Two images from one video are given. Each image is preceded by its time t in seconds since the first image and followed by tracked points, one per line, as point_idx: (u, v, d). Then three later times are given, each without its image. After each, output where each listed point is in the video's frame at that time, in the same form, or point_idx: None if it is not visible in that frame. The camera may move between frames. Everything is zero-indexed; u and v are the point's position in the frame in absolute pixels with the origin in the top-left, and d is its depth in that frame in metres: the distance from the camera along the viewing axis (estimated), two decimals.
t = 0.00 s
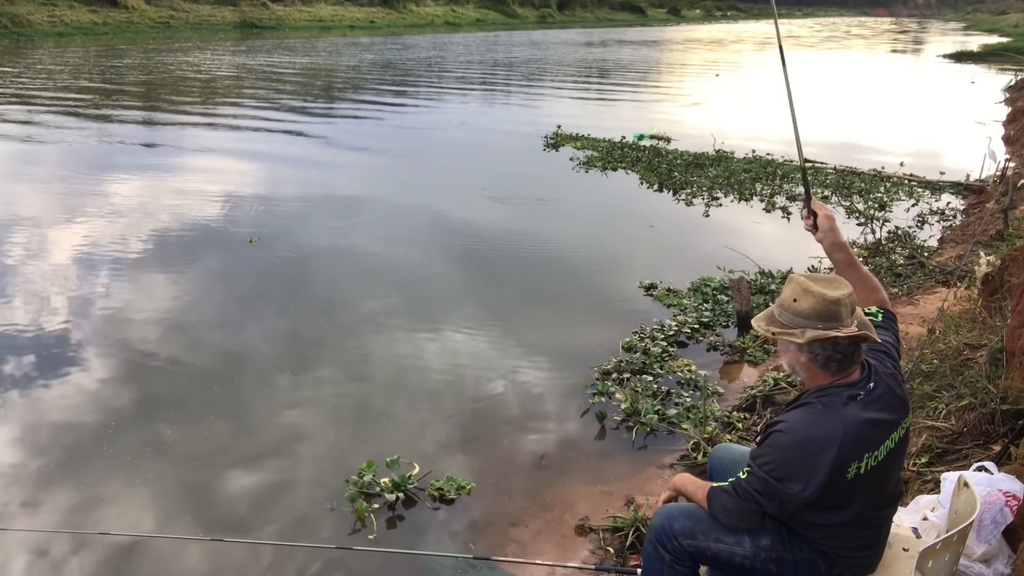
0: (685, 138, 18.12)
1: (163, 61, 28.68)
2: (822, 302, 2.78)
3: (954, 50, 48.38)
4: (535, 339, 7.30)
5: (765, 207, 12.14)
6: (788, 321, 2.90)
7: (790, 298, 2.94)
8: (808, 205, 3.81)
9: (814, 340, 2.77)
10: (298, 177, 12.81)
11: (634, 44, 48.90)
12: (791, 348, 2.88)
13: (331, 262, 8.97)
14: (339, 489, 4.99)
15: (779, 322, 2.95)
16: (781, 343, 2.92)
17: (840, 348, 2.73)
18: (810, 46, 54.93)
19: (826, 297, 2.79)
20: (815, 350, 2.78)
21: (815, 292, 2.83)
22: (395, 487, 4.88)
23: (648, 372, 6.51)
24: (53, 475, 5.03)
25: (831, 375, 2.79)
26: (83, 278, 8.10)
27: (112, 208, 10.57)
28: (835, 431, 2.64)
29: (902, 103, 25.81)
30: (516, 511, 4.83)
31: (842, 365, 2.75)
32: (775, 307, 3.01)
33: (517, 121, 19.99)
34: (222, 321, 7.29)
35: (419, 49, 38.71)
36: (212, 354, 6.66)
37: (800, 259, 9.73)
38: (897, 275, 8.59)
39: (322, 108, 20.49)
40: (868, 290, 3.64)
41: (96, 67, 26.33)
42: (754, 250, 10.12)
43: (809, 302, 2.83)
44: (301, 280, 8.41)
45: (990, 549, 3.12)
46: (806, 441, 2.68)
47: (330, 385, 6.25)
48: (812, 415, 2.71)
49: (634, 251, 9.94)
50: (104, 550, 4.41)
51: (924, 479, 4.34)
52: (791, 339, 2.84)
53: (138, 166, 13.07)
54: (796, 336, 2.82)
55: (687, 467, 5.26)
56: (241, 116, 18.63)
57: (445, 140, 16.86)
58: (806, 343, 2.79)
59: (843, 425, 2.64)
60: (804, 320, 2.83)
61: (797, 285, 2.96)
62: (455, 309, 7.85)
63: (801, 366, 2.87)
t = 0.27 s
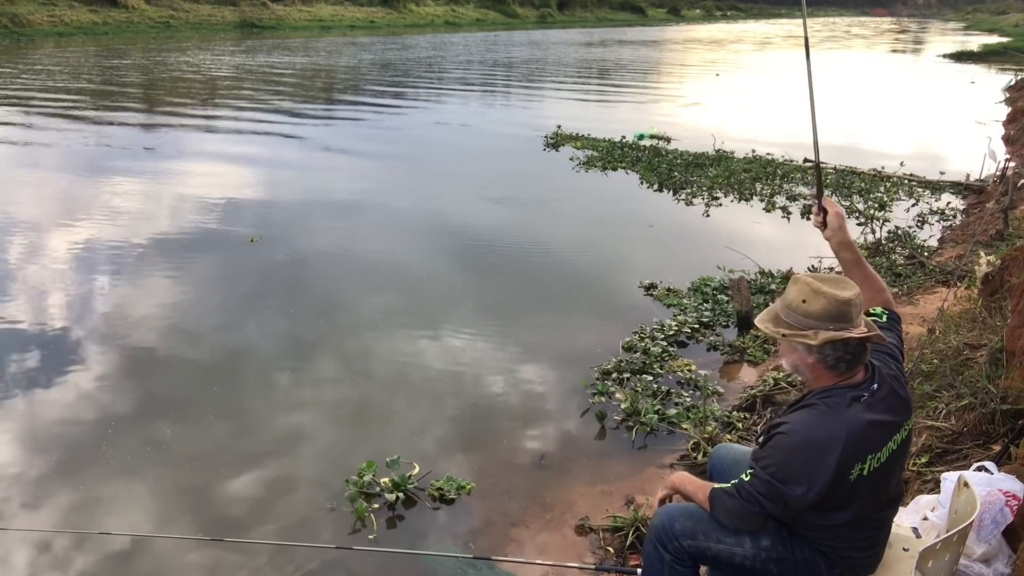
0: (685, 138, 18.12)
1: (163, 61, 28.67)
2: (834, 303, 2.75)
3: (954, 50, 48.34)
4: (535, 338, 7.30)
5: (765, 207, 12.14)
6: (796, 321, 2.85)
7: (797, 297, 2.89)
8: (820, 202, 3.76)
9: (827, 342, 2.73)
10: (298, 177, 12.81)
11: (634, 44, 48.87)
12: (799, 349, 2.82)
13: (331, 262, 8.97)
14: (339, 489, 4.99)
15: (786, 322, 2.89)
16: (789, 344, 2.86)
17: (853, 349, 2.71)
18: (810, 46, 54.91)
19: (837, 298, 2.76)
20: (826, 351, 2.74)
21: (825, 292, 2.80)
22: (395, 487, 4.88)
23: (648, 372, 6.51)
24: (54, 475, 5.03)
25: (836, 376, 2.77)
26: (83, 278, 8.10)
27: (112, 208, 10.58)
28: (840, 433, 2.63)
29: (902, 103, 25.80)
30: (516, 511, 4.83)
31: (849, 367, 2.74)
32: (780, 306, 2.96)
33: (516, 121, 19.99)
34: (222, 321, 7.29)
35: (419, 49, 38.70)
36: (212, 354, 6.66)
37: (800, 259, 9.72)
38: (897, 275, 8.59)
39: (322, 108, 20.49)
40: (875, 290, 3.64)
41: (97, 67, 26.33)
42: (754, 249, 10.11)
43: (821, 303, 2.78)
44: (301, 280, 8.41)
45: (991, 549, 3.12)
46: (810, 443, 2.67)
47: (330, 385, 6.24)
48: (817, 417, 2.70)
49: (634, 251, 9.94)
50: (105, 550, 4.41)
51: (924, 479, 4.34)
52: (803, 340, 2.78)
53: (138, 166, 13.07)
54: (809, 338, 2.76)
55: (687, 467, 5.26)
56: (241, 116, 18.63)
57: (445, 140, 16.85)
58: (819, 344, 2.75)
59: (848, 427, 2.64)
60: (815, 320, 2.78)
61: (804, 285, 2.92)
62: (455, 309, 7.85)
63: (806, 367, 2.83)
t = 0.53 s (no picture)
0: (685, 138, 18.12)
1: (163, 61, 28.69)
2: (847, 301, 2.76)
3: (954, 50, 48.33)
4: (535, 339, 7.31)
5: (765, 207, 12.14)
6: (808, 320, 2.83)
7: (807, 296, 2.87)
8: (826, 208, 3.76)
9: (844, 340, 2.71)
10: (298, 177, 12.82)
11: (634, 44, 48.88)
12: (810, 347, 2.80)
13: (331, 263, 8.97)
14: (339, 489, 5.00)
15: (797, 320, 2.87)
16: (802, 344, 2.83)
17: (868, 346, 2.71)
18: (810, 46, 54.92)
19: (850, 296, 2.77)
20: (841, 349, 2.73)
21: (838, 291, 2.79)
22: (395, 487, 4.88)
23: (648, 372, 6.51)
24: (53, 475, 5.03)
25: (843, 375, 2.78)
26: (83, 278, 8.11)
27: (112, 208, 10.58)
28: (849, 433, 2.64)
29: (902, 103, 25.81)
30: (516, 510, 4.83)
31: (860, 365, 2.74)
32: (789, 306, 2.94)
33: (516, 121, 19.99)
34: (222, 321, 7.29)
35: (419, 49, 38.72)
36: (212, 354, 6.66)
37: (800, 259, 9.73)
38: (897, 275, 8.59)
39: (322, 108, 20.50)
40: (879, 295, 3.65)
41: (97, 67, 26.35)
42: (754, 250, 10.12)
43: (833, 302, 2.78)
44: (301, 280, 8.41)
45: (990, 550, 3.12)
46: (820, 444, 2.66)
47: (330, 385, 6.25)
48: (825, 418, 2.69)
49: (634, 251, 9.94)
50: (105, 550, 4.41)
51: (924, 479, 4.34)
52: (817, 338, 2.76)
53: (138, 166, 13.08)
54: (827, 337, 2.74)
55: (687, 467, 5.26)
56: (241, 117, 18.64)
57: (445, 140, 16.86)
58: (837, 343, 2.73)
59: (857, 427, 2.65)
60: (829, 318, 2.77)
61: (813, 284, 2.91)
62: (455, 309, 7.85)
63: (815, 366, 2.82)
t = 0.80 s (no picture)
0: (685, 138, 18.13)
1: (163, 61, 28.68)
2: (859, 298, 2.78)
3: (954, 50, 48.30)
4: (535, 339, 7.31)
5: (765, 207, 12.14)
6: (820, 318, 2.82)
7: (817, 294, 2.86)
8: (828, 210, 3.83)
9: (861, 337, 2.72)
10: (298, 178, 12.82)
11: (633, 44, 48.86)
12: (823, 346, 2.80)
13: (331, 263, 8.97)
14: (338, 489, 5.00)
15: (809, 319, 2.85)
16: (817, 343, 2.81)
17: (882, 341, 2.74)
18: (810, 46, 54.91)
19: (861, 293, 2.79)
20: (855, 347, 2.74)
21: (849, 288, 2.80)
22: (395, 487, 4.88)
23: (648, 372, 6.51)
24: (52, 476, 5.03)
25: (851, 371, 2.78)
26: (83, 279, 8.11)
27: (112, 208, 10.59)
28: (862, 430, 2.64)
29: (901, 103, 25.81)
30: (516, 511, 4.83)
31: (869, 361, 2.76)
32: (798, 304, 2.91)
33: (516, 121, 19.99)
34: (222, 322, 7.29)
35: (419, 49, 38.71)
36: (212, 354, 6.66)
37: (800, 259, 9.72)
38: (897, 275, 8.59)
39: (322, 108, 20.50)
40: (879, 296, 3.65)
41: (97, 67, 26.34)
42: (754, 250, 10.11)
43: (846, 299, 2.78)
44: (301, 280, 8.41)
45: (990, 549, 3.12)
46: (835, 442, 2.64)
47: (330, 385, 6.25)
48: (837, 417, 2.68)
49: (634, 251, 9.94)
50: (104, 550, 4.42)
51: (924, 479, 4.34)
52: (836, 337, 2.75)
53: (138, 166, 13.07)
54: (844, 334, 2.73)
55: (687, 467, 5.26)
56: (241, 117, 18.63)
57: (445, 140, 16.86)
58: (855, 340, 2.72)
59: (868, 423, 2.66)
60: (844, 317, 2.77)
61: (820, 282, 2.91)
62: (455, 309, 7.85)
63: (824, 364, 2.83)
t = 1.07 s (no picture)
0: (685, 138, 18.13)
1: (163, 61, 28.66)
2: (875, 296, 2.81)
3: (954, 50, 48.27)
4: (534, 338, 7.31)
5: (765, 207, 12.14)
6: (838, 317, 2.81)
7: (834, 293, 2.85)
8: (818, 216, 4.02)
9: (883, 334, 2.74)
10: (298, 177, 12.81)
11: (633, 44, 48.83)
12: (840, 345, 2.79)
13: (331, 263, 8.97)
14: (339, 489, 5.00)
15: (827, 318, 2.83)
16: (838, 341, 2.78)
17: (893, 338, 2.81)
18: (810, 46, 54.89)
19: (874, 291, 2.83)
20: (871, 345, 2.76)
21: (865, 287, 2.82)
22: (395, 487, 4.88)
23: (648, 372, 6.51)
24: (52, 476, 5.03)
25: (860, 366, 2.80)
26: (83, 278, 8.11)
27: (112, 209, 10.59)
28: (878, 420, 2.65)
29: (901, 103, 25.81)
30: (516, 511, 4.83)
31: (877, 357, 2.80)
32: (813, 303, 2.89)
33: (516, 121, 19.99)
34: (222, 321, 7.29)
35: (419, 49, 38.70)
36: (212, 354, 6.66)
37: (800, 259, 9.72)
38: (897, 275, 8.59)
39: (322, 108, 20.50)
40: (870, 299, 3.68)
41: (97, 67, 26.31)
42: (754, 250, 10.11)
43: (864, 298, 2.80)
44: (301, 280, 8.41)
45: (990, 549, 3.12)
46: (853, 431, 2.63)
47: (330, 385, 6.25)
48: (854, 407, 2.68)
49: (634, 251, 9.94)
50: (104, 550, 4.41)
51: (924, 479, 4.35)
52: (860, 336, 2.74)
53: (137, 166, 13.07)
54: (869, 333, 2.73)
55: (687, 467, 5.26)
56: (241, 116, 18.62)
57: (444, 140, 16.87)
58: (877, 337, 2.74)
59: (883, 415, 2.68)
60: (862, 315, 2.79)
61: (834, 281, 2.90)
62: (455, 309, 7.85)
63: (837, 362, 2.83)
